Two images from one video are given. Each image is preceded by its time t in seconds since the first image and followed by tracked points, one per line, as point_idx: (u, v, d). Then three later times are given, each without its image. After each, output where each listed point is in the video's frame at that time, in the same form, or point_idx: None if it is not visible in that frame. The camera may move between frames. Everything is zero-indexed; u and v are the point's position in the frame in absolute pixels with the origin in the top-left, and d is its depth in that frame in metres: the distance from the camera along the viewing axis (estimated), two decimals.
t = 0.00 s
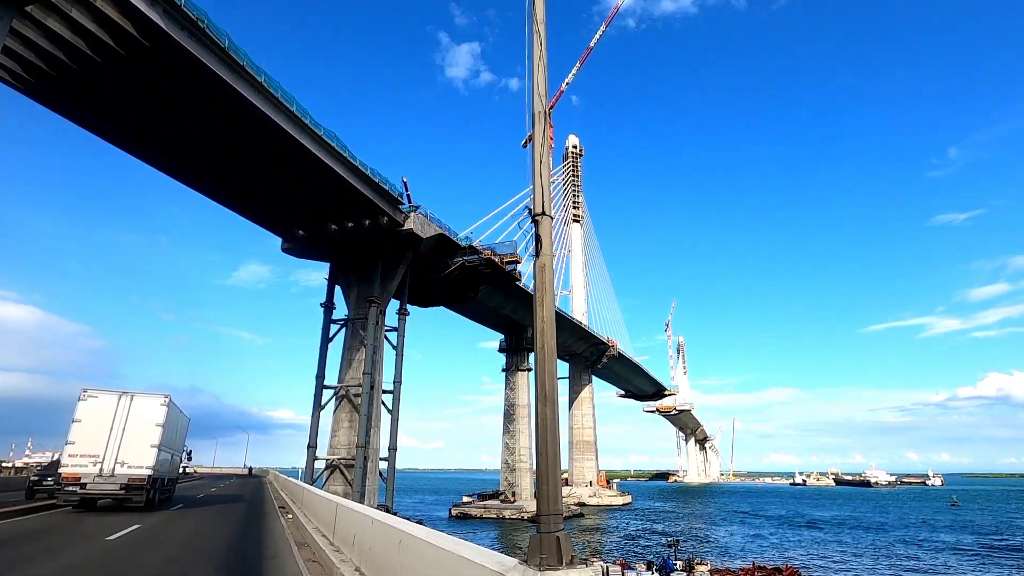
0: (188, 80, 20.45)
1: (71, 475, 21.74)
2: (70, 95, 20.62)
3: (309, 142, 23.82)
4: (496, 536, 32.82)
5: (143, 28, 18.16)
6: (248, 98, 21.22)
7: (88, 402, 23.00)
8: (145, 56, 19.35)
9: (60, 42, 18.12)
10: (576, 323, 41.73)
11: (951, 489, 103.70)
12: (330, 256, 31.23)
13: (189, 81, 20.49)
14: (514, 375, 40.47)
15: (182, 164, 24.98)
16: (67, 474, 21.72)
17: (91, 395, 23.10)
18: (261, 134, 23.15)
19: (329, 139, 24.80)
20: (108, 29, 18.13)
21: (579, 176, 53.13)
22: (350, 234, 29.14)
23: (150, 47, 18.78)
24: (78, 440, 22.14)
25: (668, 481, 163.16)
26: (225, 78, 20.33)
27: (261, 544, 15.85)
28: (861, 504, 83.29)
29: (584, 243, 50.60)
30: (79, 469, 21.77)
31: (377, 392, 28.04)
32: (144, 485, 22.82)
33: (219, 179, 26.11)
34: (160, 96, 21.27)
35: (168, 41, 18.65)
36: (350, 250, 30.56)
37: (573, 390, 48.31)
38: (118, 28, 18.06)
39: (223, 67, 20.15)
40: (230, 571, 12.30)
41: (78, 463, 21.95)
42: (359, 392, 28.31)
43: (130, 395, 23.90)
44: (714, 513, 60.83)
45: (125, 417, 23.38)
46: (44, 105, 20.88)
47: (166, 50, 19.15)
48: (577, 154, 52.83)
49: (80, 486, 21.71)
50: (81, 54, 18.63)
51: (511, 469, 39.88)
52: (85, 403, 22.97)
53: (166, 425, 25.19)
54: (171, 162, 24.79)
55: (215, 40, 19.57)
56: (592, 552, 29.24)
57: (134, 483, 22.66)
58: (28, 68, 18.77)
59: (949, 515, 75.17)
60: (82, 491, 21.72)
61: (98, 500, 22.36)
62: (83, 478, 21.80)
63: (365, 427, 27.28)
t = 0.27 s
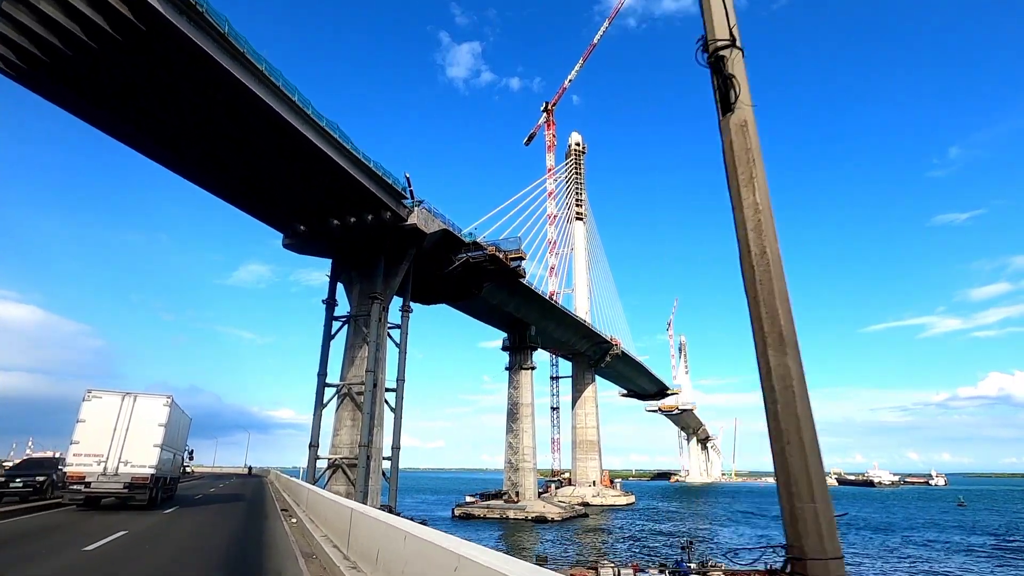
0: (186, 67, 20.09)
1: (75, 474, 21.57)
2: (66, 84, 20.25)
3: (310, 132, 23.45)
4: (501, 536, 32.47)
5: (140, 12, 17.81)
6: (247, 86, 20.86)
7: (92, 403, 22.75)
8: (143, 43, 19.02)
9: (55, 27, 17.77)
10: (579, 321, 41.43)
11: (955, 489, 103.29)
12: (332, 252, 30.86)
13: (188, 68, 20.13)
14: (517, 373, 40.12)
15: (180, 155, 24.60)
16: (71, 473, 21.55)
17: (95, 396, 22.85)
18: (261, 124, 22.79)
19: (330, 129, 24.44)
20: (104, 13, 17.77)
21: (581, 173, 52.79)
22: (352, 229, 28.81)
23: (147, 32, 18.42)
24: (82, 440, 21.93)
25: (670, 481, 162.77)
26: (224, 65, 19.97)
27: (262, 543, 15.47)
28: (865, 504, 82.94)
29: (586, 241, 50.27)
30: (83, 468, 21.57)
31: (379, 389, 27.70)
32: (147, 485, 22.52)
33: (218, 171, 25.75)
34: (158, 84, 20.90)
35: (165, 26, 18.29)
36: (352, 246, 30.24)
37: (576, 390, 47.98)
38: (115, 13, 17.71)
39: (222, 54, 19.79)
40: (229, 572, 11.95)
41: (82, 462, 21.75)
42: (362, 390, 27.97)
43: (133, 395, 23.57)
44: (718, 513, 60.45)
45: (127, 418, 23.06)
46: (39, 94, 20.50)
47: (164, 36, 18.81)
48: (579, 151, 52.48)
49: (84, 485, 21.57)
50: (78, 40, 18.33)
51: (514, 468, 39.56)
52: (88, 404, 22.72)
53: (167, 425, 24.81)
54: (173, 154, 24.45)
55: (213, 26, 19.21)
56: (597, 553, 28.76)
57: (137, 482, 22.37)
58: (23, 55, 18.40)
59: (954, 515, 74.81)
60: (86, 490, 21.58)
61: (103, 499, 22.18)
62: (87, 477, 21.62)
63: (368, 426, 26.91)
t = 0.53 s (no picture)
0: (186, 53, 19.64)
1: (81, 475, 21.23)
2: (64, 71, 19.88)
3: (313, 121, 22.99)
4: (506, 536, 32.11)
5: None
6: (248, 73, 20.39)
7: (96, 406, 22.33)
8: (141, 27, 18.61)
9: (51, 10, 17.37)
10: (584, 319, 41.02)
11: (960, 488, 102.85)
12: (336, 247, 30.47)
13: (187, 54, 19.69)
14: (522, 372, 39.73)
15: (181, 146, 24.20)
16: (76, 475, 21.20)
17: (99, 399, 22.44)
18: (263, 113, 22.34)
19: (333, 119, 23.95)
20: None
21: (585, 171, 52.36)
22: (355, 222, 28.39)
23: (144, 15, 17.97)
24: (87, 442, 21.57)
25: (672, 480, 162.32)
26: (225, 51, 19.49)
27: (263, 544, 14.99)
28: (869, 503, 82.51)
29: (591, 238, 49.86)
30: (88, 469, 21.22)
31: (383, 387, 27.33)
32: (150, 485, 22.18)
33: (220, 162, 25.36)
34: (158, 72, 20.49)
35: (163, 10, 17.84)
36: (356, 240, 29.84)
37: (580, 388, 47.61)
38: None
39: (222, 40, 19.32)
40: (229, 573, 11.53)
41: (87, 463, 21.38)
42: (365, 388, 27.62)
43: (136, 397, 23.14)
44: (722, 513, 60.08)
45: (130, 419, 22.66)
46: (36, 81, 20.13)
47: (163, 21, 18.36)
48: (583, 148, 52.05)
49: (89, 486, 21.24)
50: (74, 24, 17.93)
51: (519, 468, 39.20)
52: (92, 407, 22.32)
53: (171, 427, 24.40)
54: (173, 146, 24.07)
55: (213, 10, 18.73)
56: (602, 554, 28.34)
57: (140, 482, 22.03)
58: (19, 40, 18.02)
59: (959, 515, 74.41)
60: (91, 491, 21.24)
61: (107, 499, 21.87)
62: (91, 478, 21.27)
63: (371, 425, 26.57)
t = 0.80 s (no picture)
0: (186, 39, 19.23)
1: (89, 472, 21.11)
2: (63, 57, 19.57)
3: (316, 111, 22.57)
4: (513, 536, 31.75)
5: None
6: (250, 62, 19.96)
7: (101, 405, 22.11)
8: (140, 12, 18.23)
9: None
10: (590, 316, 40.65)
11: (966, 488, 102.24)
12: (339, 241, 30.11)
13: (187, 41, 19.28)
14: (527, 370, 39.38)
15: (183, 136, 23.86)
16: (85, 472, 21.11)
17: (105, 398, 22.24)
18: (265, 103, 21.93)
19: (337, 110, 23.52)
20: None
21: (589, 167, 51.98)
22: (359, 217, 28.03)
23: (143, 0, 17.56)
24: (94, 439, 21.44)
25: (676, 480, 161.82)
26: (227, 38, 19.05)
27: (268, 541, 14.67)
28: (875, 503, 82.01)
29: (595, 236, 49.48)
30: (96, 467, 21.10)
31: (388, 385, 26.99)
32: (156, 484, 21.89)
33: (222, 153, 25.01)
34: (159, 59, 20.13)
35: None
36: (360, 235, 29.48)
37: (585, 387, 47.25)
38: None
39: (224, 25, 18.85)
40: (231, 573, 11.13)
41: (96, 461, 21.26)
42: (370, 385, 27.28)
43: (140, 397, 22.84)
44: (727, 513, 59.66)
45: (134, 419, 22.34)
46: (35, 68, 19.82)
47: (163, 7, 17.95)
48: (587, 145, 51.67)
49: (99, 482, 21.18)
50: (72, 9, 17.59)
51: (525, 467, 38.85)
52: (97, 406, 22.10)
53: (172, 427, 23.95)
54: (175, 137, 23.79)
55: None
56: (610, 555, 27.99)
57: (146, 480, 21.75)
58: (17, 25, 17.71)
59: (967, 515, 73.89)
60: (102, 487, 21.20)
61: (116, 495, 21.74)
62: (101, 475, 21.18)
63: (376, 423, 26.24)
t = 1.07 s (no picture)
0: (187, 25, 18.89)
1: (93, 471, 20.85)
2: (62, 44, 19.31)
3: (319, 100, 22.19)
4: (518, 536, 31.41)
5: None
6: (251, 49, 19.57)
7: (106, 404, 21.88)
8: None
9: None
10: (595, 313, 40.32)
11: (972, 487, 101.79)
12: (342, 235, 29.76)
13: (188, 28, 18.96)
14: (532, 367, 39.05)
15: (184, 126, 23.57)
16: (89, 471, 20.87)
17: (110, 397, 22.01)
18: (267, 91, 21.57)
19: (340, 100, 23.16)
20: None
21: (593, 165, 51.63)
22: (362, 211, 27.72)
23: None
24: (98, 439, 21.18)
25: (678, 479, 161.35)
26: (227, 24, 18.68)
27: (273, 539, 14.29)
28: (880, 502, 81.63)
29: (599, 233, 49.14)
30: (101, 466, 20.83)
31: (393, 382, 26.66)
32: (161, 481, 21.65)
33: (223, 143, 24.69)
34: (159, 46, 19.81)
35: None
36: (363, 230, 29.16)
37: (590, 385, 46.91)
38: None
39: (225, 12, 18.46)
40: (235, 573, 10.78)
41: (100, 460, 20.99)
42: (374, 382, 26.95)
43: (146, 395, 22.60)
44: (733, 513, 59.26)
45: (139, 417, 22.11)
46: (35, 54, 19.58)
47: None
48: (591, 142, 51.31)
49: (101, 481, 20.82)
50: None
51: (530, 466, 38.52)
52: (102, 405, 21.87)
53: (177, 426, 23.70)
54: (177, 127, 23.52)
55: None
56: (616, 555, 27.70)
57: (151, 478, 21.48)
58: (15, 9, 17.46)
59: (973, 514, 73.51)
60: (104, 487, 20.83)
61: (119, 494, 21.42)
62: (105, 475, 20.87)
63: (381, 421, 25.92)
